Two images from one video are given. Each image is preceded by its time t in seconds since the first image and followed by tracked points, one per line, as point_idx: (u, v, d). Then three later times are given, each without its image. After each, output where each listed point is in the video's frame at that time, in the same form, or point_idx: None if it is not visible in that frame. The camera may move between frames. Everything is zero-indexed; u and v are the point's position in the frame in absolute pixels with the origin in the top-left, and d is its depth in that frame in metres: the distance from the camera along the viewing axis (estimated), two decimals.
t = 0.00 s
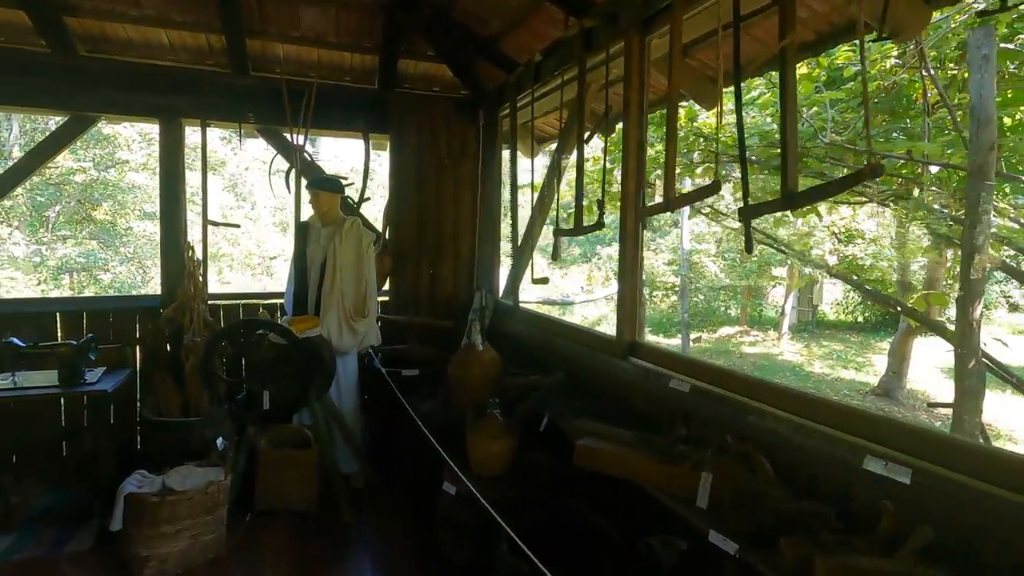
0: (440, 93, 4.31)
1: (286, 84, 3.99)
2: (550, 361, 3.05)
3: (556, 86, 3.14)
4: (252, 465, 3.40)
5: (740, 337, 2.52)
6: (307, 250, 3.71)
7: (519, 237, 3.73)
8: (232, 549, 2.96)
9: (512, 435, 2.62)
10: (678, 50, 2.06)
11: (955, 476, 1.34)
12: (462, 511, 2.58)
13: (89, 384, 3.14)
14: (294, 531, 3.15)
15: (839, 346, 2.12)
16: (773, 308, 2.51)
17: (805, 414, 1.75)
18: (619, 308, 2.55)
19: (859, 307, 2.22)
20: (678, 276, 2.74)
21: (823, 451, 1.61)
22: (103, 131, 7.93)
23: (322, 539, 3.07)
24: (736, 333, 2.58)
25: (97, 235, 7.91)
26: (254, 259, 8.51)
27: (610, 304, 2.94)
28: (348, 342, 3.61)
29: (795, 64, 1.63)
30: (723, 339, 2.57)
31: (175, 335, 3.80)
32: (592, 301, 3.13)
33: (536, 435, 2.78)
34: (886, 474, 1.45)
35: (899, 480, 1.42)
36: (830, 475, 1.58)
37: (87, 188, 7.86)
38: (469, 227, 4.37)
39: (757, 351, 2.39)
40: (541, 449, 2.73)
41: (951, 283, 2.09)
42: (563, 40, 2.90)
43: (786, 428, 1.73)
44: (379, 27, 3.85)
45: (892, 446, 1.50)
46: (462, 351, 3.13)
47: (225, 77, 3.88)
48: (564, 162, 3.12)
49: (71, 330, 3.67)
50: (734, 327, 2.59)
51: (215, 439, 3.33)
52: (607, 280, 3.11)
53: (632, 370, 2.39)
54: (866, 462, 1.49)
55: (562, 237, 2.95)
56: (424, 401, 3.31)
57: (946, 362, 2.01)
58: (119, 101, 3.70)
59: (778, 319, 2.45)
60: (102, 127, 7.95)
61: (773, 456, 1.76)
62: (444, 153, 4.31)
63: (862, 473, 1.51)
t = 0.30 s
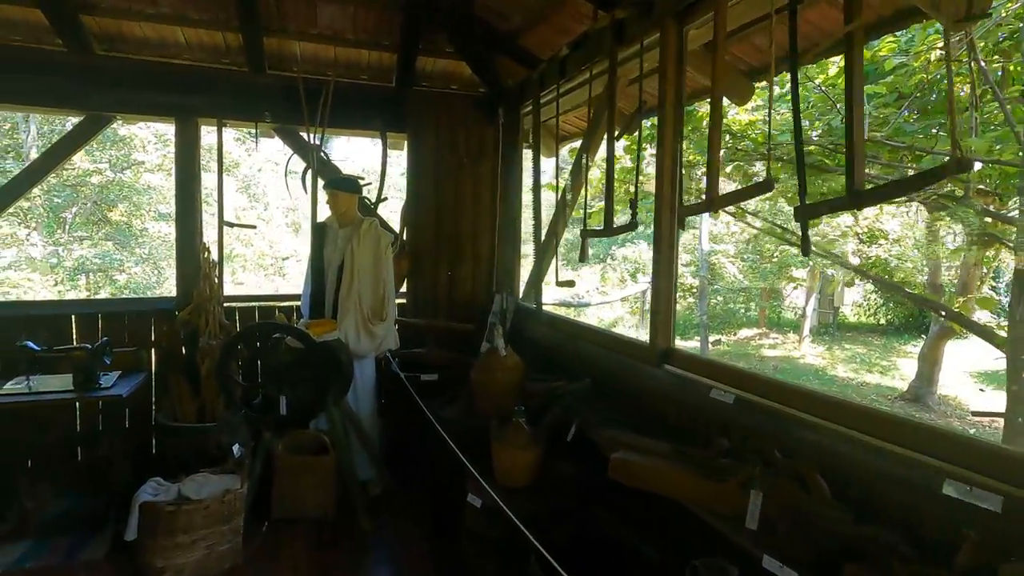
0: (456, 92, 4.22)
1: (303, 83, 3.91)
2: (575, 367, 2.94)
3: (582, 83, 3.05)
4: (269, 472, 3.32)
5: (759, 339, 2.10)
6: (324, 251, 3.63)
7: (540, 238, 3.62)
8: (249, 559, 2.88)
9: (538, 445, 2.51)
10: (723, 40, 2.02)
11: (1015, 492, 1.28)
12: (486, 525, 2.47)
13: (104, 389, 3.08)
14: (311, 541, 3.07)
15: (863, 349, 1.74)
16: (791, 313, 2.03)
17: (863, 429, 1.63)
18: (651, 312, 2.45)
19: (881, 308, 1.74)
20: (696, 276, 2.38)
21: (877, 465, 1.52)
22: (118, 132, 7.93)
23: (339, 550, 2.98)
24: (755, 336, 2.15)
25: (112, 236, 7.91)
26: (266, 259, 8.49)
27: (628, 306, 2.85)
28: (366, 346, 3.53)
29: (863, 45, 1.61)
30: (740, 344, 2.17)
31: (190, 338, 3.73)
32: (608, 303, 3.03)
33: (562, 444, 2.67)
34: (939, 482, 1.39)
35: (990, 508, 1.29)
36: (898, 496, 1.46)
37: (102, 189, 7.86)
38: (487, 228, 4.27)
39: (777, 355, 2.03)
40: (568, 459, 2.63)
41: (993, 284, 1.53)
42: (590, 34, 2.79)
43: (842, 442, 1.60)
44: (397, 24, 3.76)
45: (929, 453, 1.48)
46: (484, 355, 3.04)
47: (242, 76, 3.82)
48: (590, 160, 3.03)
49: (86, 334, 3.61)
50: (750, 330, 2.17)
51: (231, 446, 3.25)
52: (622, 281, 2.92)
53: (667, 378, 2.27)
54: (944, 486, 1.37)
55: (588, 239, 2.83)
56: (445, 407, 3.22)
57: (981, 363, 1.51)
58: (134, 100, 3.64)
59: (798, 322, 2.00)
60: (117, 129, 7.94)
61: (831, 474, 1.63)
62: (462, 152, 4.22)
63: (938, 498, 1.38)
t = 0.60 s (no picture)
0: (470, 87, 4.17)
1: (314, 78, 3.83)
2: (595, 371, 2.81)
3: (604, 74, 2.94)
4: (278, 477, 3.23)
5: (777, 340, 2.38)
6: (335, 250, 3.54)
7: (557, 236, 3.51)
8: (257, 568, 2.79)
9: (558, 453, 2.39)
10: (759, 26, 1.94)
11: None
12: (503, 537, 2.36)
13: (110, 391, 3.00)
14: (321, 549, 2.97)
15: (884, 351, 1.96)
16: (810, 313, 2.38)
17: (915, 441, 1.50)
18: (677, 314, 2.31)
19: (901, 311, 1.98)
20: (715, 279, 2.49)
21: (927, 478, 1.39)
22: (131, 132, 7.91)
23: (350, 559, 2.89)
24: (771, 336, 2.48)
25: (125, 236, 7.91)
26: (278, 260, 8.46)
27: (641, 307, 3.00)
28: (378, 347, 3.43)
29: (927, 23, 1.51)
30: (757, 344, 2.45)
31: (199, 339, 3.66)
32: (621, 305, 3.13)
33: (583, 452, 2.55)
34: (980, 491, 1.30)
35: None
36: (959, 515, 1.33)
37: (115, 189, 7.85)
38: (502, 227, 4.17)
39: (796, 356, 2.26)
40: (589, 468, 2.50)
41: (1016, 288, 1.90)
42: (611, 24, 2.69)
43: (896, 456, 1.46)
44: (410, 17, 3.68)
45: (955, 456, 1.41)
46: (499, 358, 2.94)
47: (252, 71, 3.74)
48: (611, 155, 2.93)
49: (94, 334, 3.55)
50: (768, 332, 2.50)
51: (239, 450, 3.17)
52: (636, 282, 3.09)
53: (696, 384, 2.14)
54: None
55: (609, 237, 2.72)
56: (458, 411, 3.11)
57: (1012, 368, 1.75)
58: (143, 96, 3.58)
59: (817, 324, 2.35)
60: (129, 128, 7.93)
61: (883, 491, 1.50)
62: (476, 148, 4.11)
63: (1014, 522, 1.24)
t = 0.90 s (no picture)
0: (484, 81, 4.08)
1: (323, 73, 3.72)
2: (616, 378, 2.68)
3: (624, 65, 2.78)
4: (285, 486, 3.12)
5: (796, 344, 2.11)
6: (344, 250, 3.42)
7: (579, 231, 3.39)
8: None
9: (578, 466, 2.25)
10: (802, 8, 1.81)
11: None
12: (516, 556, 2.20)
13: (112, 396, 2.91)
14: (328, 561, 2.85)
15: (908, 354, 1.82)
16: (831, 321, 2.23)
17: (983, 462, 1.35)
18: (707, 317, 2.16)
19: (924, 311, 1.83)
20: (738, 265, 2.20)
21: (1008, 508, 1.22)
22: (142, 132, 7.86)
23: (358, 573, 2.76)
24: (789, 338, 2.18)
25: (137, 236, 7.88)
26: (289, 261, 8.38)
27: (655, 308, 2.97)
28: (388, 351, 3.32)
29: None
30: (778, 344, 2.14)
31: (205, 341, 3.56)
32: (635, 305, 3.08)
33: (604, 465, 2.41)
34: None
35: None
36: None
37: (128, 189, 7.81)
38: (516, 226, 4.03)
39: (816, 359, 2.03)
40: (611, 481, 2.35)
41: None
42: (635, 8, 2.54)
43: (966, 480, 1.31)
44: (422, 9, 3.56)
45: None
46: (515, 363, 2.80)
47: (260, 66, 3.64)
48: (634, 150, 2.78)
49: (98, 336, 3.47)
50: (784, 333, 2.16)
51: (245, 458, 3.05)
52: (651, 283, 3.15)
53: (728, 393, 2.00)
54: None
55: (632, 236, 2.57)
56: (472, 418, 2.98)
57: None
58: (148, 92, 3.49)
59: (837, 326, 2.13)
60: (141, 128, 7.90)
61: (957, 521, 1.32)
62: (490, 145, 3.98)
63: None
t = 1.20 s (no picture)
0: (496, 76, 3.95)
1: (328, 66, 3.60)
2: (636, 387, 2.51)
3: (644, 53, 2.62)
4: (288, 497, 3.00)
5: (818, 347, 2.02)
6: (349, 251, 3.29)
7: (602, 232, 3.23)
8: None
9: (596, 483, 2.09)
10: None
11: None
12: None
13: (109, 402, 2.80)
14: None
15: (934, 358, 1.75)
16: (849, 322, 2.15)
17: None
18: (736, 324, 1.99)
19: (948, 313, 1.79)
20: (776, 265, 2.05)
21: None
22: (153, 132, 7.82)
23: None
24: (808, 342, 2.07)
25: (149, 236, 7.84)
26: (301, 262, 8.29)
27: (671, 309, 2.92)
28: (394, 355, 3.19)
29: None
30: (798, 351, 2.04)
31: (207, 344, 3.45)
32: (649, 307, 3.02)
33: (623, 480, 2.25)
34: None
35: None
36: None
37: (141, 190, 7.77)
38: (528, 226, 3.88)
39: (838, 363, 1.97)
40: (631, 497, 2.20)
41: None
42: None
43: None
44: None
45: None
46: (528, 369, 2.65)
47: (264, 59, 3.53)
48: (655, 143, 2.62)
49: (98, 338, 3.37)
50: (803, 336, 2.07)
51: (245, 467, 2.93)
52: (665, 284, 3.09)
53: (762, 407, 1.83)
54: None
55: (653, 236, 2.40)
56: (482, 427, 2.83)
57: None
58: (149, 87, 3.39)
59: (859, 328, 2.10)
60: (152, 129, 7.86)
61: None
62: (501, 141, 3.83)
63: None
